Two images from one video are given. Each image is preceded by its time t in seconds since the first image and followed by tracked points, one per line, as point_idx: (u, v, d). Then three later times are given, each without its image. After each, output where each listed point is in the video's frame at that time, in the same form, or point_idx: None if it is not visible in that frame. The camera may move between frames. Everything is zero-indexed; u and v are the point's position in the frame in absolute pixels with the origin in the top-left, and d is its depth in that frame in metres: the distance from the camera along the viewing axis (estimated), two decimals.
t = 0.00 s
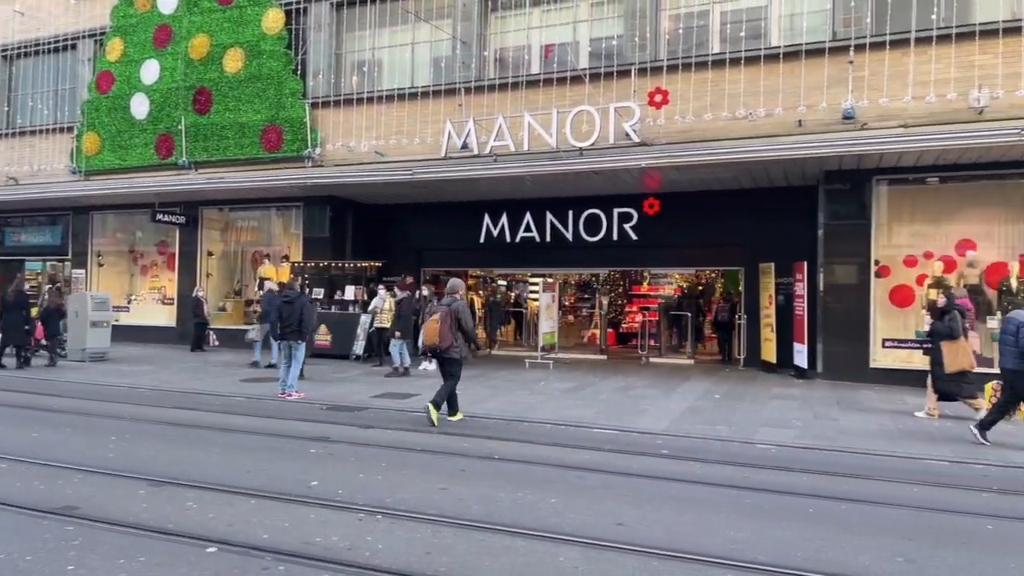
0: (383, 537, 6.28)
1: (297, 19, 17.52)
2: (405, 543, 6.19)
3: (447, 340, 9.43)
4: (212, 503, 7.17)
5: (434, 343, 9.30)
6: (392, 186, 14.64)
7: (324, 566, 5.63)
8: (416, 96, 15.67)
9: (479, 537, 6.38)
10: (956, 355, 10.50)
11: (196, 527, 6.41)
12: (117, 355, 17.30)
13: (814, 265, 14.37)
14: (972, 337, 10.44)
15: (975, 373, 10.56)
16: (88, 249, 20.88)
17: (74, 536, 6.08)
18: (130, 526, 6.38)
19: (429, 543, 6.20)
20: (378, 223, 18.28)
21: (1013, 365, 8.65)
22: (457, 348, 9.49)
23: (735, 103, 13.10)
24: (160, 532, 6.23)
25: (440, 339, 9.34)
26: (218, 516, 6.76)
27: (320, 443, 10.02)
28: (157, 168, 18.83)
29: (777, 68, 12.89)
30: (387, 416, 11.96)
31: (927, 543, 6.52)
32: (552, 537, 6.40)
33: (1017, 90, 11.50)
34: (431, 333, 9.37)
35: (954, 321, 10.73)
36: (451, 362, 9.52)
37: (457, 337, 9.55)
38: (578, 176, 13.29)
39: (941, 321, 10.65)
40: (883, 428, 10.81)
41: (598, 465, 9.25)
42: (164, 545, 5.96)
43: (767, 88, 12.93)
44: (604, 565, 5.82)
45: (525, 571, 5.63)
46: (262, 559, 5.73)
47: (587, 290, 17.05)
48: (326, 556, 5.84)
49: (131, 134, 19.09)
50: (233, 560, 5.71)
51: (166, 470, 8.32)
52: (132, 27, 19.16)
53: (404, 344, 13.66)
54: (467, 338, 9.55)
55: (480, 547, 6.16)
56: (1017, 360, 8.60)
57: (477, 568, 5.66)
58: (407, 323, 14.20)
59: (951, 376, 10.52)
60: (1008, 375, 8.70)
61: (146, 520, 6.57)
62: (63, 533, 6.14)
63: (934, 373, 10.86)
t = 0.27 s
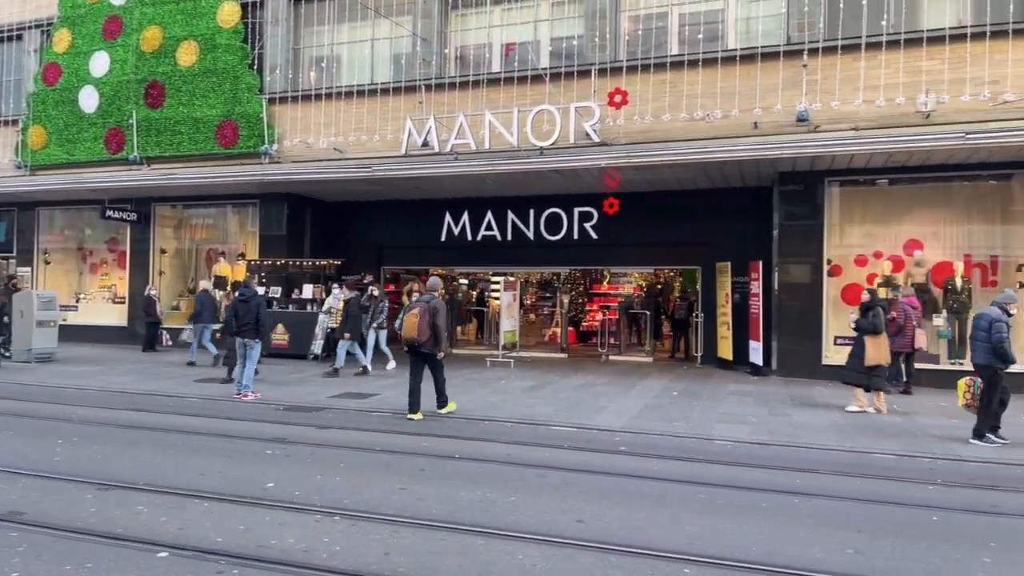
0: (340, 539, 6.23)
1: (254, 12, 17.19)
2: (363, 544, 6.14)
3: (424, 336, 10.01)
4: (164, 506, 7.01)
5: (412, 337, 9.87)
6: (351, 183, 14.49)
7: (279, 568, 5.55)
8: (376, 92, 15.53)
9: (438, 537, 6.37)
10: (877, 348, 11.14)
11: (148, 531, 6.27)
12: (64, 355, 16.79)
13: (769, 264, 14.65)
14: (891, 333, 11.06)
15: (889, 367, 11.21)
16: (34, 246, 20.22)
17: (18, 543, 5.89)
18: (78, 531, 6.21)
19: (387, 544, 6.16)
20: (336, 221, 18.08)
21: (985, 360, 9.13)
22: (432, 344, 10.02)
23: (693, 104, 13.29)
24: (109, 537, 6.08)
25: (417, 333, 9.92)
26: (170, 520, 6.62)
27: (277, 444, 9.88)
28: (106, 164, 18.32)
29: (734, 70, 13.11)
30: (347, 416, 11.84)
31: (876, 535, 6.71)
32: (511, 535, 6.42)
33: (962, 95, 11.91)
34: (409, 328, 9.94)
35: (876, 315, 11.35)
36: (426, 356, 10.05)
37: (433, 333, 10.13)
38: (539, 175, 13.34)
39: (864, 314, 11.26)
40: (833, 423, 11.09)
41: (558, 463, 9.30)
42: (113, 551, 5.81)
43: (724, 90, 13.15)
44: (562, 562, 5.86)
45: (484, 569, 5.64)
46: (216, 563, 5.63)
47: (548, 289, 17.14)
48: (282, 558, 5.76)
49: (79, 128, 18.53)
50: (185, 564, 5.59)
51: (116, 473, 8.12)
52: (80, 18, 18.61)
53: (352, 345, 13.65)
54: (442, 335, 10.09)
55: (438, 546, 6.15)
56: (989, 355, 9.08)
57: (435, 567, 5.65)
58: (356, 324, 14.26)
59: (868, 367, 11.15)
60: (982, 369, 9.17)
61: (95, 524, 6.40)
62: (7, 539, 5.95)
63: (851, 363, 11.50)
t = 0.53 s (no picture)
0: (297, 541, 6.14)
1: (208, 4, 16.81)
2: (320, 545, 6.07)
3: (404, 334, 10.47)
4: (113, 510, 6.83)
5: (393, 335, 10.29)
6: (308, 180, 14.28)
7: (233, 572, 5.45)
8: (335, 88, 15.33)
9: (396, 537, 6.32)
10: (806, 348, 11.47)
11: (96, 536, 6.10)
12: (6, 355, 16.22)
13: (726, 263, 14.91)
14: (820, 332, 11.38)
15: (819, 365, 11.58)
16: None
17: None
18: (22, 537, 6.01)
19: (345, 545, 6.10)
20: (294, 218, 17.81)
21: (959, 359, 9.23)
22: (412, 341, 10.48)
23: (651, 105, 13.43)
24: (55, 543, 5.89)
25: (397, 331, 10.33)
26: (120, 524, 6.44)
27: (233, 445, 9.69)
28: (53, 158, 17.73)
29: (692, 72, 13.30)
30: (304, 416, 11.66)
31: (828, 528, 6.87)
32: (470, 534, 6.41)
33: (910, 99, 12.27)
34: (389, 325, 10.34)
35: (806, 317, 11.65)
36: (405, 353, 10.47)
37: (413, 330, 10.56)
38: (499, 173, 13.35)
39: (794, 316, 11.53)
40: (787, 419, 11.33)
41: (519, 461, 9.32)
42: (59, 557, 5.64)
43: (682, 91, 13.32)
44: (522, 560, 5.87)
45: (443, 568, 5.62)
46: (167, 568, 5.51)
47: (510, 287, 17.33)
48: (236, 561, 5.66)
49: (24, 121, 17.91)
50: (135, 570, 5.46)
51: (64, 477, 7.87)
52: (26, 8, 18.03)
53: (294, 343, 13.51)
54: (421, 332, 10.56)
55: (397, 546, 6.11)
56: (962, 354, 9.21)
57: (393, 568, 5.61)
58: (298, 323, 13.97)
59: (801, 367, 11.47)
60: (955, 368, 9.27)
61: (40, 530, 6.20)
62: None
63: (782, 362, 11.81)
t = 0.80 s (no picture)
0: (253, 543, 6.05)
1: None
2: (277, 547, 5.99)
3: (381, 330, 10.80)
4: (62, 514, 6.64)
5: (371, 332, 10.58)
6: (266, 176, 14.05)
7: None
8: (294, 83, 15.11)
9: (355, 537, 6.27)
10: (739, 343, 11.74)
11: (43, 541, 5.92)
12: None
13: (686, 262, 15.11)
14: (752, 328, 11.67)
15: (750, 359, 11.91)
16: None
17: None
18: None
19: (302, 546, 6.02)
20: (252, 215, 17.52)
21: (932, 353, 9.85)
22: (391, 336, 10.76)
23: (613, 105, 13.53)
24: None
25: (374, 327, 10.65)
26: (68, 528, 6.27)
27: (188, 447, 9.49)
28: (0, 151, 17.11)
29: (653, 72, 13.43)
30: (262, 417, 11.47)
31: (784, 521, 7.01)
32: (430, 533, 6.39)
33: (863, 102, 12.59)
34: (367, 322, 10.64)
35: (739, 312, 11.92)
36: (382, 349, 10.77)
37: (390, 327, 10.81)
38: (462, 171, 13.32)
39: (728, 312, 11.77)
40: (744, 416, 11.53)
41: (481, 460, 9.31)
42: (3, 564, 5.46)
43: (644, 91, 13.45)
44: (482, 558, 5.87)
45: (403, 568, 5.60)
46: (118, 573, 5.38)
47: (473, 286, 17.30)
48: (190, 565, 5.55)
49: None
50: None
51: (10, 481, 7.63)
52: None
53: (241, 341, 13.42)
54: (398, 328, 10.84)
55: (356, 546, 6.05)
56: (934, 349, 9.82)
57: (352, 569, 5.56)
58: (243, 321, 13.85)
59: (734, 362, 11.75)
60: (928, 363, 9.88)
61: None
62: None
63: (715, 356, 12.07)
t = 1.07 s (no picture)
0: (213, 545, 5.95)
1: None
2: (237, 549, 5.90)
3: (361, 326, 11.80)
4: (13, 518, 6.46)
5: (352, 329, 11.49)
6: (228, 172, 13.82)
7: None
8: (258, 78, 14.89)
9: (318, 538, 6.21)
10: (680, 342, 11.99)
11: None
12: None
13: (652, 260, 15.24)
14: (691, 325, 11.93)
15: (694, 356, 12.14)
16: None
17: None
18: None
19: (264, 548, 5.94)
20: (214, 212, 17.22)
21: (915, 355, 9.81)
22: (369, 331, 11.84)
23: (580, 104, 13.61)
24: None
25: (354, 324, 11.57)
26: (20, 533, 6.10)
27: (146, 448, 9.30)
28: None
29: (619, 72, 13.54)
30: (224, 417, 11.29)
31: (745, 516, 7.12)
32: (394, 533, 6.35)
33: (824, 104, 12.85)
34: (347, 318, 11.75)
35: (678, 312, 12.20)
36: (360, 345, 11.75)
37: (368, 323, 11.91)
38: (429, 169, 13.27)
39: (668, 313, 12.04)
40: (707, 412, 11.69)
41: (446, 458, 9.28)
42: None
43: (610, 91, 13.54)
44: (447, 557, 5.86)
45: (366, 569, 5.56)
46: None
47: (441, 284, 17.28)
48: (147, 568, 5.44)
49: None
50: None
51: None
52: None
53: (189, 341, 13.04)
54: (375, 325, 11.89)
55: (319, 547, 5.99)
56: (918, 350, 9.76)
57: (314, 570, 5.51)
58: (191, 319, 13.49)
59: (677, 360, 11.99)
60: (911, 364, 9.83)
61: None
62: None
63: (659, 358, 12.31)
